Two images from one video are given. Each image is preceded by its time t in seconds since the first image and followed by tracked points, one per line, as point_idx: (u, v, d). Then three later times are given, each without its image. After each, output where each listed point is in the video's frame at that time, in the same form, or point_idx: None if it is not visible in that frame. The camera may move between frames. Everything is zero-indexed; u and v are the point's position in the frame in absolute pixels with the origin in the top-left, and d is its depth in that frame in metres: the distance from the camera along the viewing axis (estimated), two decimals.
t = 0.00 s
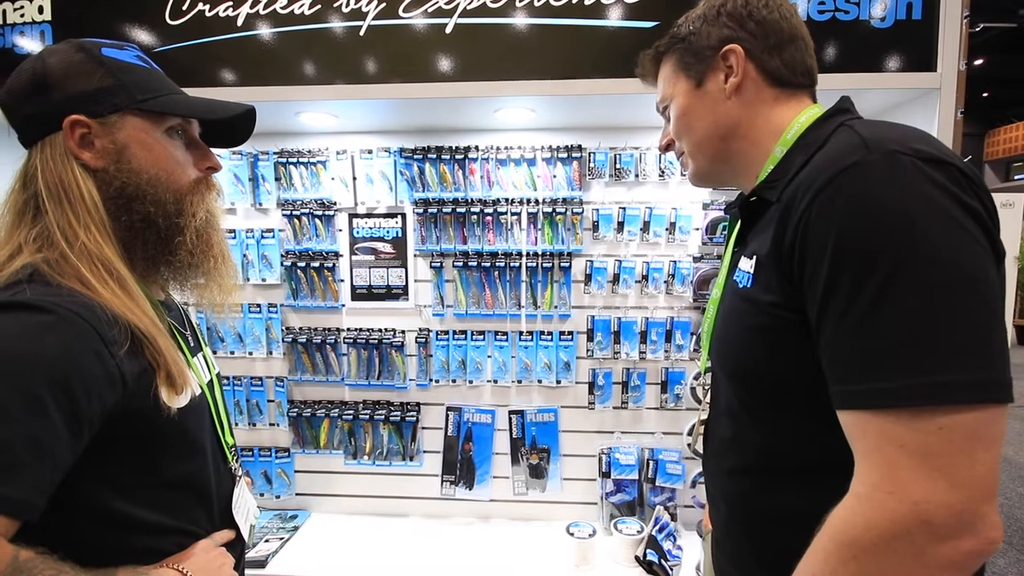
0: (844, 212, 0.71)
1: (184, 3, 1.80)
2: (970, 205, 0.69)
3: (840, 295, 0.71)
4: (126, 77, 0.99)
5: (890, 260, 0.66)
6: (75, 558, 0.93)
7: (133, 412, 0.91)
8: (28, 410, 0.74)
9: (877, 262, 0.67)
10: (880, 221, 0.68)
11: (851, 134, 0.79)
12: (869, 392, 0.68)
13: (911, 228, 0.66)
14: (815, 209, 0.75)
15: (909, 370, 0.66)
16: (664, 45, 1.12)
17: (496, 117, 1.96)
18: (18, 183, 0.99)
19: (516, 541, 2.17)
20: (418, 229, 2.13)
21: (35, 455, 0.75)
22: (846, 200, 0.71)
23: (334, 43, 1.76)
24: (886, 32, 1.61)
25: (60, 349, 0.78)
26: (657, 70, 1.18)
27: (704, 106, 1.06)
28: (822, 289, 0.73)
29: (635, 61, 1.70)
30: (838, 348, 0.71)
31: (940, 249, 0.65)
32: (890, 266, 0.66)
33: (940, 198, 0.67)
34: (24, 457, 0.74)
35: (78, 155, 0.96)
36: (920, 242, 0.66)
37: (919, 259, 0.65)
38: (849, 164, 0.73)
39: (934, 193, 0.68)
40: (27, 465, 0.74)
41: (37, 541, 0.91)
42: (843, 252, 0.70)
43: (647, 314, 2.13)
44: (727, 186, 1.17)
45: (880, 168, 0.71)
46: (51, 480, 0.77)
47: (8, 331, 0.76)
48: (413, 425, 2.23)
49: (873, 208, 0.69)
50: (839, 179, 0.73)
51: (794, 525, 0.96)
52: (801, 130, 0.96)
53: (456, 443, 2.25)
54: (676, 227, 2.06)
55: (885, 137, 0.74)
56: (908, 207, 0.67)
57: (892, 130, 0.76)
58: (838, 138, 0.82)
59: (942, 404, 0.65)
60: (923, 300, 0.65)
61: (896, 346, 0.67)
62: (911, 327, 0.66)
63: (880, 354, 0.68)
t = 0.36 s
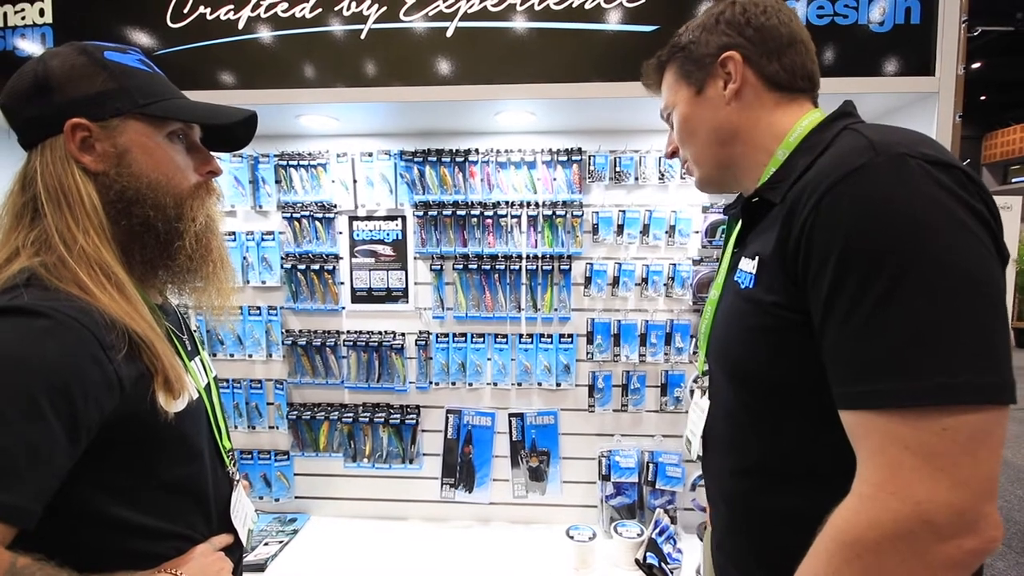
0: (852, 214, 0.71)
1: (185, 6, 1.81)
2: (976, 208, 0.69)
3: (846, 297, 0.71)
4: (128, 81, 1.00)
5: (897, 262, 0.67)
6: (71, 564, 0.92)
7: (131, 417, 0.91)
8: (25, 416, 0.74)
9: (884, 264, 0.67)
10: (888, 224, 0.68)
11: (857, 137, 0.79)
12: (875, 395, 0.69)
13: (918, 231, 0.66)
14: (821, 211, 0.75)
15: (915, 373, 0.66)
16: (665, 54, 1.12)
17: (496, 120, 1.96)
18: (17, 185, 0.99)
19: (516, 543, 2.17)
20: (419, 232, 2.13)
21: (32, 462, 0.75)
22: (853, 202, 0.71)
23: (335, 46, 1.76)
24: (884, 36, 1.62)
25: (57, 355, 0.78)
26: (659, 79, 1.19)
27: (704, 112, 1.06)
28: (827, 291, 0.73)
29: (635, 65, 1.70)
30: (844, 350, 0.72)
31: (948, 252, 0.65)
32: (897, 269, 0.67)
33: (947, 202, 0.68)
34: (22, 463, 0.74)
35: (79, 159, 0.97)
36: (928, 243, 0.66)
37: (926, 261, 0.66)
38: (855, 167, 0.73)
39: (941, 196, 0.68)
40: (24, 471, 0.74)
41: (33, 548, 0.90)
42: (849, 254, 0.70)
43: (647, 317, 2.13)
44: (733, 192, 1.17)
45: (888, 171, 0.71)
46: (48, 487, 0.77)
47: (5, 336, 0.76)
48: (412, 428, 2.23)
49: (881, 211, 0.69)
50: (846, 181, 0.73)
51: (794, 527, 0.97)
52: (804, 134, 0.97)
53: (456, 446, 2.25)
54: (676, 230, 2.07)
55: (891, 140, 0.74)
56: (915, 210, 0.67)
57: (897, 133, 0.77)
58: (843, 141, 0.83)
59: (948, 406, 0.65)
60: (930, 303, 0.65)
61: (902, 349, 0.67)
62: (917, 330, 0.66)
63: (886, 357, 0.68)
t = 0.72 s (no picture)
0: (858, 221, 0.71)
1: (185, 8, 1.81)
2: (982, 216, 0.70)
3: (851, 304, 0.71)
4: (142, 86, 1.00)
5: (903, 269, 0.67)
6: (65, 565, 0.93)
7: (125, 417, 0.91)
8: (21, 418, 0.75)
9: (890, 271, 0.68)
10: (895, 231, 0.68)
11: (864, 143, 0.80)
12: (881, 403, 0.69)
13: (925, 238, 0.67)
14: (826, 217, 0.75)
15: (921, 380, 0.66)
16: (670, 62, 1.13)
17: (496, 123, 1.97)
18: (16, 182, 0.99)
19: (515, 546, 2.17)
20: (418, 234, 2.14)
21: (28, 464, 0.75)
22: (859, 208, 0.72)
23: (335, 47, 1.77)
24: (883, 41, 1.63)
25: (52, 357, 0.78)
26: (667, 89, 1.20)
27: (711, 116, 1.07)
28: (832, 297, 0.73)
29: (634, 68, 1.71)
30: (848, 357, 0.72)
31: (955, 260, 0.66)
32: (904, 276, 0.67)
33: (954, 209, 0.68)
34: (18, 466, 0.74)
35: (88, 159, 0.97)
36: (936, 250, 0.66)
37: (933, 270, 0.66)
38: (861, 173, 0.74)
39: (948, 204, 0.68)
40: (21, 473, 0.75)
41: (29, 549, 0.91)
42: (855, 261, 0.71)
43: (646, 319, 2.13)
44: (744, 193, 1.17)
45: (896, 177, 0.71)
46: (43, 489, 0.77)
47: None
48: (411, 429, 2.23)
49: (887, 217, 0.69)
50: (853, 187, 0.74)
51: (795, 534, 0.97)
52: (813, 135, 0.97)
53: (455, 447, 2.25)
54: (675, 232, 2.07)
55: (897, 146, 0.75)
56: (922, 217, 0.68)
57: (903, 139, 0.77)
58: (850, 146, 0.83)
59: (956, 420, 0.65)
60: (936, 311, 0.66)
61: (908, 357, 0.67)
62: (923, 338, 0.66)
63: (891, 364, 0.68)
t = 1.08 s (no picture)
0: (876, 218, 0.72)
1: (191, 12, 1.82)
2: (1000, 205, 0.70)
3: (875, 303, 0.71)
4: (166, 98, 1.03)
5: (926, 265, 0.67)
6: (78, 564, 0.93)
7: (134, 418, 0.92)
8: (33, 418, 0.75)
9: (914, 266, 0.68)
10: (915, 225, 0.69)
11: (874, 139, 0.81)
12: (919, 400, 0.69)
13: (946, 231, 0.67)
14: (842, 217, 0.76)
15: (954, 374, 0.67)
16: (663, 65, 1.14)
17: (500, 126, 1.97)
18: (30, 179, 0.99)
19: (518, 548, 2.17)
20: (422, 236, 2.15)
21: (39, 463, 0.76)
22: (875, 206, 0.72)
23: (338, 51, 1.78)
24: (885, 44, 1.63)
25: (64, 357, 0.79)
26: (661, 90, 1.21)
27: (705, 121, 1.08)
28: (855, 297, 0.73)
29: (637, 71, 1.71)
30: (880, 356, 0.72)
31: (977, 251, 0.66)
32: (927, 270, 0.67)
33: (972, 200, 0.69)
34: (29, 465, 0.75)
35: (110, 162, 0.98)
36: (957, 241, 0.67)
37: (957, 261, 0.66)
38: (875, 169, 0.75)
39: (966, 195, 0.69)
40: (32, 473, 0.75)
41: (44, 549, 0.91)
42: (876, 258, 0.71)
43: (649, 322, 2.13)
44: (745, 194, 1.18)
45: (909, 172, 0.72)
46: (54, 488, 0.78)
47: (10, 338, 0.77)
48: (414, 431, 2.23)
49: (906, 212, 0.70)
50: (867, 184, 0.74)
51: (828, 541, 0.97)
52: (812, 135, 0.98)
53: (458, 450, 2.25)
54: (678, 235, 2.08)
55: (909, 142, 0.76)
56: (942, 208, 0.68)
57: (913, 134, 0.79)
58: (859, 143, 0.84)
59: (994, 417, 0.65)
60: (965, 303, 0.66)
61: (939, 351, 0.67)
62: (952, 330, 0.66)
63: (924, 360, 0.68)
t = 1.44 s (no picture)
0: (909, 200, 0.73)
1: (195, 12, 1.82)
2: None
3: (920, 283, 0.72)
4: (173, 98, 1.04)
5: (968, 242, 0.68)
6: (91, 562, 0.92)
7: (143, 417, 0.92)
8: (46, 416, 0.75)
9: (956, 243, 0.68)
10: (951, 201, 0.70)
11: (892, 128, 0.83)
12: (984, 378, 0.69)
13: (986, 202, 0.68)
14: (873, 205, 0.77)
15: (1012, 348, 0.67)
16: (650, 75, 1.15)
17: (503, 126, 1.97)
18: (39, 178, 0.99)
19: (521, 548, 2.17)
20: (424, 236, 2.15)
21: (52, 461, 0.76)
22: (906, 190, 0.74)
23: (340, 51, 1.78)
24: (890, 43, 1.63)
25: (76, 354, 0.79)
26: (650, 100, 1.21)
27: (694, 129, 1.08)
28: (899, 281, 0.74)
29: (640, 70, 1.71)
30: (937, 338, 0.72)
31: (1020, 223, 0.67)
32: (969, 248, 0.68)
33: (1002, 175, 0.70)
34: (41, 463, 0.75)
35: (118, 161, 0.98)
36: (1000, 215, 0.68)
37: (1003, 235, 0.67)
38: (900, 154, 0.77)
39: (994, 171, 0.71)
40: (44, 471, 0.75)
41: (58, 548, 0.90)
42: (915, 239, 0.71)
43: (651, 322, 2.13)
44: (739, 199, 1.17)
45: (937, 154, 0.74)
46: (67, 486, 0.78)
47: (22, 336, 0.77)
48: (417, 431, 2.24)
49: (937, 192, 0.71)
50: (897, 169, 0.75)
51: (834, 540, 0.95)
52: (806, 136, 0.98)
53: (461, 449, 2.25)
54: (680, 235, 2.07)
55: (927, 126, 0.78)
56: (975, 186, 0.69)
57: (929, 122, 0.81)
58: (865, 135, 0.87)
59: None
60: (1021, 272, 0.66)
61: (991, 326, 0.68)
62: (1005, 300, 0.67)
63: (979, 335, 0.69)
